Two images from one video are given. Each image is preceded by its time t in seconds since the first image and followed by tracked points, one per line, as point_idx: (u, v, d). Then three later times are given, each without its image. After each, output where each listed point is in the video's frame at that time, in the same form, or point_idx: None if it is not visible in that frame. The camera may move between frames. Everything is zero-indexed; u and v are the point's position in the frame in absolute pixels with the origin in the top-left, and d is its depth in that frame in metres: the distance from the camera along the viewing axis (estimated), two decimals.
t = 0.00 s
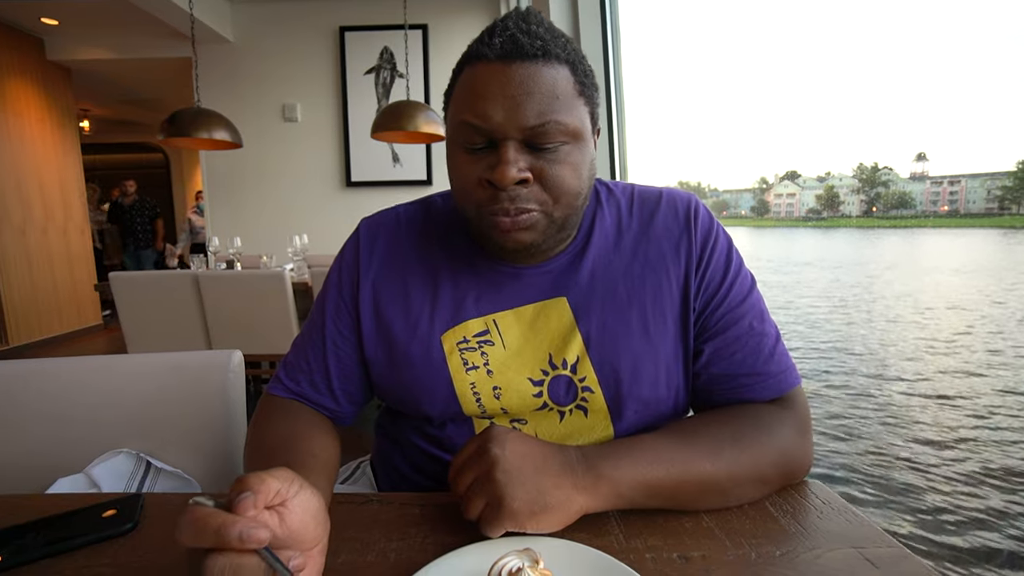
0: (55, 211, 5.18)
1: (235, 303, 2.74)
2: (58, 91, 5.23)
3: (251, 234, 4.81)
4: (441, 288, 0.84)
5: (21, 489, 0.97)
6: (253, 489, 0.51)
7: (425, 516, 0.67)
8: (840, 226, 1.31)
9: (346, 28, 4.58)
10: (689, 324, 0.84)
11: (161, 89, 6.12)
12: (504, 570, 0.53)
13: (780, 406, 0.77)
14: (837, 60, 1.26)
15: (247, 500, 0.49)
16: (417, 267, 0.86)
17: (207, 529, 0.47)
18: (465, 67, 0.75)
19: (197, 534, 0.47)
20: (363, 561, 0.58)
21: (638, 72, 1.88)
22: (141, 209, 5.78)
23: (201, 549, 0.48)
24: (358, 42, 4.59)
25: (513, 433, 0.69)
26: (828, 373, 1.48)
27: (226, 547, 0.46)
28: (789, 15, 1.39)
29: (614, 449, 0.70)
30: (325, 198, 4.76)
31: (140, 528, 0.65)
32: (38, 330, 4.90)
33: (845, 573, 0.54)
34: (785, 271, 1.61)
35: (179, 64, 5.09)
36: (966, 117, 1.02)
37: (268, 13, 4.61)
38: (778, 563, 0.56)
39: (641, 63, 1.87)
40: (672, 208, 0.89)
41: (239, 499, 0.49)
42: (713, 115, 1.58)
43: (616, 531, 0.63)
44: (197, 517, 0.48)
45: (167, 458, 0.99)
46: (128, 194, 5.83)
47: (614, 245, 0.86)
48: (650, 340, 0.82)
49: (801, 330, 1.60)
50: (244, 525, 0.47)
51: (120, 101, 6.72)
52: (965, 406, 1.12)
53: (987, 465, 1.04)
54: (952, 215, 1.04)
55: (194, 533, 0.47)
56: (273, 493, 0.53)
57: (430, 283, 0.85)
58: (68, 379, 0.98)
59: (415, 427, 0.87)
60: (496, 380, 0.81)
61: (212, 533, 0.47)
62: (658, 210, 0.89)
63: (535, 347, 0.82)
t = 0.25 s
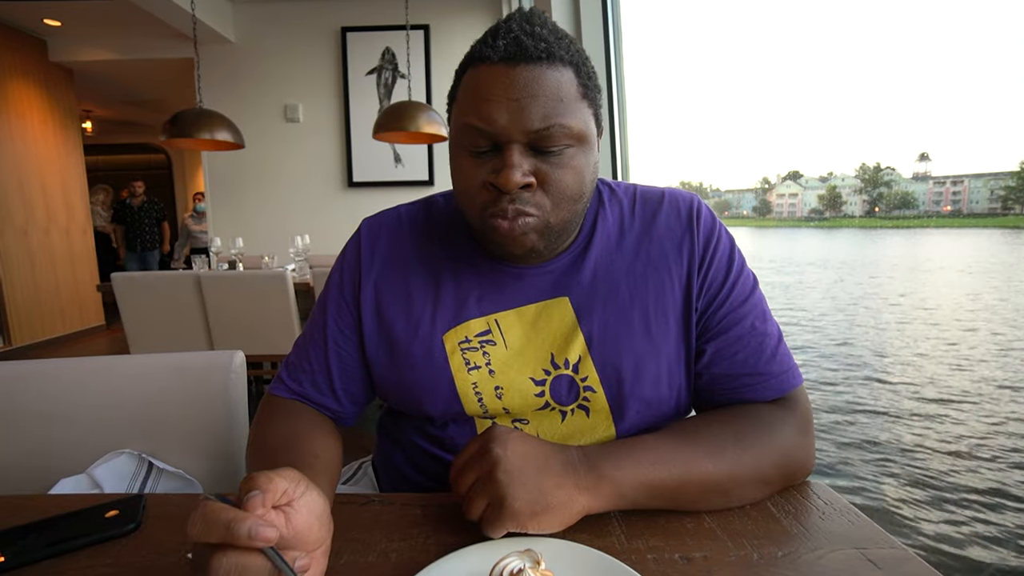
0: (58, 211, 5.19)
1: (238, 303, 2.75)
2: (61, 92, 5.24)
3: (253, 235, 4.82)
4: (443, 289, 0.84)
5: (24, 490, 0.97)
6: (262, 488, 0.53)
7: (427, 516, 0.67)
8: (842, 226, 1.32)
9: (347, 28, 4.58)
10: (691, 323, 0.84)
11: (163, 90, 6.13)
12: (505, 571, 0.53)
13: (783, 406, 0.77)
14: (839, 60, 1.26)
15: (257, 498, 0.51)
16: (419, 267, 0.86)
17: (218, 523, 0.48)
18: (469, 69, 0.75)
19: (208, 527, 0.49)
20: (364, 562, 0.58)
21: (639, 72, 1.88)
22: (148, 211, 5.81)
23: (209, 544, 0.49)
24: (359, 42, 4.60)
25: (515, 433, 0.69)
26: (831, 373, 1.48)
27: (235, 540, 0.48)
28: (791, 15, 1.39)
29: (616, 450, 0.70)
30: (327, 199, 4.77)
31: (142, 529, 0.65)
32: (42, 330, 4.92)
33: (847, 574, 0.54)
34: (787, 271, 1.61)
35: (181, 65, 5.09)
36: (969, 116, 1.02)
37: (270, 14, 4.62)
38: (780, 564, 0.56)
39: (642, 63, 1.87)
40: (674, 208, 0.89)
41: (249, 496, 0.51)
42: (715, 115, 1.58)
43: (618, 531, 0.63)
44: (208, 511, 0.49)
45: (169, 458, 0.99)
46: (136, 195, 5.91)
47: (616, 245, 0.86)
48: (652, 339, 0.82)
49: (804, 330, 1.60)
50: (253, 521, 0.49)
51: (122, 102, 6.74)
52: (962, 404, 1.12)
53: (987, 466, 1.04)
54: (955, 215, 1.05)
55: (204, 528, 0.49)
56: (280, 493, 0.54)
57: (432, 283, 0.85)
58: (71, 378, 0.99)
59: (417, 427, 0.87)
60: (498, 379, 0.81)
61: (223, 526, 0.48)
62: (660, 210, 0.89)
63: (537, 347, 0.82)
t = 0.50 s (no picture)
0: (59, 212, 5.19)
1: (238, 303, 2.75)
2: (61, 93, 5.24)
3: (254, 235, 4.82)
4: (443, 288, 0.84)
5: (23, 491, 0.97)
6: (268, 485, 0.53)
7: (427, 516, 0.67)
8: (843, 225, 1.32)
9: (347, 28, 4.58)
10: (692, 322, 0.84)
11: (164, 91, 6.13)
12: (505, 571, 0.53)
13: (783, 406, 0.76)
14: (840, 59, 1.26)
15: (261, 495, 0.52)
16: (419, 266, 0.86)
17: (224, 517, 0.49)
18: (473, 70, 0.75)
19: (214, 521, 0.49)
20: (364, 562, 0.58)
21: (640, 72, 1.88)
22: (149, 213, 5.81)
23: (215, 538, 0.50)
24: (360, 42, 4.60)
25: (515, 432, 0.68)
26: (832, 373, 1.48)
27: (240, 534, 0.48)
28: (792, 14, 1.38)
29: (616, 449, 0.70)
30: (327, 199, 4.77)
31: (142, 529, 0.65)
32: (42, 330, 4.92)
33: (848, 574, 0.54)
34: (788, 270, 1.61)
35: (181, 65, 5.10)
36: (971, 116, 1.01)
37: (270, 14, 4.62)
38: (781, 564, 0.56)
39: (642, 63, 1.87)
40: (674, 208, 0.89)
41: (254, 493, 0.52)
42: (715, 115, 1.58)
43: (617, 531, 0.63)
44: (215, 505, 0.50)
45: (169, 458, 0.99)
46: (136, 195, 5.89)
47: (616, 245, 0.86)
48: (652, 339, 0.82)
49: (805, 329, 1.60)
50: (259, 516, 0.49)
51: (123, 103, 6.74)
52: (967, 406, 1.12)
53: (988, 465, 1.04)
54: (956, 215, 1.05)
55: (210, 522, 0.49)
56: (285, 491, 0.55)
57: (432, 283, 0.85)
58: (72, 378, 0.99)
59: (417, 427, 0.87)
60: (498, 379, 0.81)
61: (229, 520, 0.49)
62: (660, 210, 0.89)
63: (537, 346, 0.82)
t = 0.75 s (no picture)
0: (61, 213, 5.21)
1: (240, 303, 2.75)
2: (63, 93, 5.25)
3: (255, 234, 4.82)
4: (444, 288, 0.84)
5: (27, 490, 0.98)
6: (270, 484, 0.53)
7: (428, 515, 0.67)
8: (845, 223, 1.31)
9: (347, 28, 4.58)
10: (692, 322, 0.84)
11: (165, 91, 6.14)
12: (506, 570, 0.53)
13: (784, 405, 0.76)
14: (841, 57, 1.26)
15: (264, 493, 0.52)
16: (420, 266, 0.86)
17: (228, 515, 0.49)
18: (475, 71, 0.74)
19: (218, 519, 0.49)
20: (366, 561, 0.58)
21: (641, 69, 1.88)
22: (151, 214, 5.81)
23: (219, 536, 0.50)
24: (360, 42, 4.60)
25: (516, 431, 0.69)
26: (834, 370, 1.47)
27: (244, 532, 0.48)
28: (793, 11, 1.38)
29: (617, 448, 0.70)
30: (329, 199, 4.77)
31: (145, 529, 0.66)
32: (45, 331, 4.94)
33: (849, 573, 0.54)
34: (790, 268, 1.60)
35: (182, 65, 5.10)
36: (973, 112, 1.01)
37: (271, 14, 4.62)
38: (782, 562, 0.56)
39: (643, 60, 1.86)
40: (675, 207, 0.89)
41: (257, 492, 0.51)
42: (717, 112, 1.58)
43: (618, 531, 0.63)
44: (220, 503, 0.50)
45: (172, 458, 0.99)
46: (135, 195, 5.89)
47: (617, 244, 0.86)
48: (653, 338, 0.82)
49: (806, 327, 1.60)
50: (263, 514, 0.49)
51: (124, 103, 6.75)
52: (976, 406, 1.11)
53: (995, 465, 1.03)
54: (959, 211, 1.05)
55: (215, 519, 0.49)
56: (289, 489, 0.54)
57: (433, 283, 0.85)
58: (75, 378, 0.99)
59: (418, 427, 0.88)
60: (499, 379, 0.81)
61: (233, 518, 0.49)
62: (661, 209, 0.89)
63: (537, 346, 0.82)
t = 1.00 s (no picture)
0: (60, 214, 5.20)
1: (240, 304, 2.75)
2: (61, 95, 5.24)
3: (255, 235, 4.82)
4: (442, 290, 0.84)
5: (25, 493, 0.98)
6: (269, 486, 0.53)
7: (427, 517, 0.67)
8: (845, 222, 1.30)
9: (346, 28, 4.58)
10: (689, 322, 0.84)
11: (164, 92, 6.14)
12: (503, 572, 0.53)
13: (782, 405, 0.76)
14: (839, 56, 1.26)
15: (262, 496, 0.51)
16: (417, 268, 0.86)
17: (226, 518, 0.49)
18: (474, 73, 0.74)
19: (217, 521, 0.49)
20: (364, 563, 0.58)
21: (639, 69, 1.88)
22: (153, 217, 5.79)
23: (218, 538, 0.50)
24: (359, 42, 4.59)
25: (513, 432, 0.69)
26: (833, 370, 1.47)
27: (242, 535, 0.48)
28: (791, 9, 1.38)
29: (615, 449, 0.70)
30: (328, 199, 4.77)
31: (142, 531, 0.66)
32: (43, 332, 4.93)
33: (846, 573, 0.54)
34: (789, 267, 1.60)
35: (181, 66, 5.10)
36: (971, 111, 1.01)
37: (269, 14, 4.61)
38: (780, 563, 0.56)
39: (642, 60, 1.86)
40: (672, 207, 0.89)
41: (255, 494, 0.51)
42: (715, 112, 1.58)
43: (616, 532, 0.63)
44: (218, 505, 0.49)
45: (170, 460, 0.99)
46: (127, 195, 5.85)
47: (614, 245, 0.86)
48: (651, 339, 0.82)
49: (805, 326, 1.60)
50: (262, 517, 0.49)
51: (123, 104, 6.75)
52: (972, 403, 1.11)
53: (994, 466, 1.03)
54: (957, 209, 1.04)
55: (213, 522, 0.49)
56: (287, 491, 0.54)
57: (431, 285, 0.85)
58: (72, 381, 0.99)
59: (417, 428, 0.88)
60: (497, 381, 0.81)
61: (231, 521, 0.49)
62: (659, 210, 0.89)
63: (535, 347, 0.82)
